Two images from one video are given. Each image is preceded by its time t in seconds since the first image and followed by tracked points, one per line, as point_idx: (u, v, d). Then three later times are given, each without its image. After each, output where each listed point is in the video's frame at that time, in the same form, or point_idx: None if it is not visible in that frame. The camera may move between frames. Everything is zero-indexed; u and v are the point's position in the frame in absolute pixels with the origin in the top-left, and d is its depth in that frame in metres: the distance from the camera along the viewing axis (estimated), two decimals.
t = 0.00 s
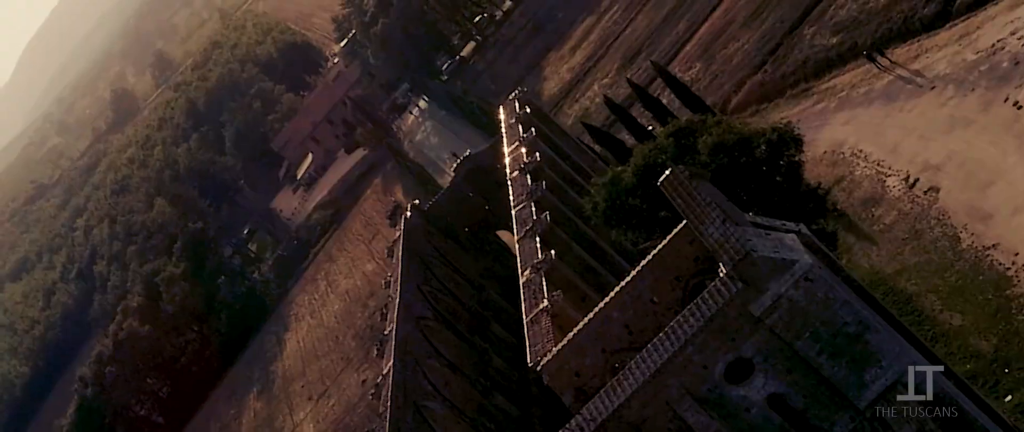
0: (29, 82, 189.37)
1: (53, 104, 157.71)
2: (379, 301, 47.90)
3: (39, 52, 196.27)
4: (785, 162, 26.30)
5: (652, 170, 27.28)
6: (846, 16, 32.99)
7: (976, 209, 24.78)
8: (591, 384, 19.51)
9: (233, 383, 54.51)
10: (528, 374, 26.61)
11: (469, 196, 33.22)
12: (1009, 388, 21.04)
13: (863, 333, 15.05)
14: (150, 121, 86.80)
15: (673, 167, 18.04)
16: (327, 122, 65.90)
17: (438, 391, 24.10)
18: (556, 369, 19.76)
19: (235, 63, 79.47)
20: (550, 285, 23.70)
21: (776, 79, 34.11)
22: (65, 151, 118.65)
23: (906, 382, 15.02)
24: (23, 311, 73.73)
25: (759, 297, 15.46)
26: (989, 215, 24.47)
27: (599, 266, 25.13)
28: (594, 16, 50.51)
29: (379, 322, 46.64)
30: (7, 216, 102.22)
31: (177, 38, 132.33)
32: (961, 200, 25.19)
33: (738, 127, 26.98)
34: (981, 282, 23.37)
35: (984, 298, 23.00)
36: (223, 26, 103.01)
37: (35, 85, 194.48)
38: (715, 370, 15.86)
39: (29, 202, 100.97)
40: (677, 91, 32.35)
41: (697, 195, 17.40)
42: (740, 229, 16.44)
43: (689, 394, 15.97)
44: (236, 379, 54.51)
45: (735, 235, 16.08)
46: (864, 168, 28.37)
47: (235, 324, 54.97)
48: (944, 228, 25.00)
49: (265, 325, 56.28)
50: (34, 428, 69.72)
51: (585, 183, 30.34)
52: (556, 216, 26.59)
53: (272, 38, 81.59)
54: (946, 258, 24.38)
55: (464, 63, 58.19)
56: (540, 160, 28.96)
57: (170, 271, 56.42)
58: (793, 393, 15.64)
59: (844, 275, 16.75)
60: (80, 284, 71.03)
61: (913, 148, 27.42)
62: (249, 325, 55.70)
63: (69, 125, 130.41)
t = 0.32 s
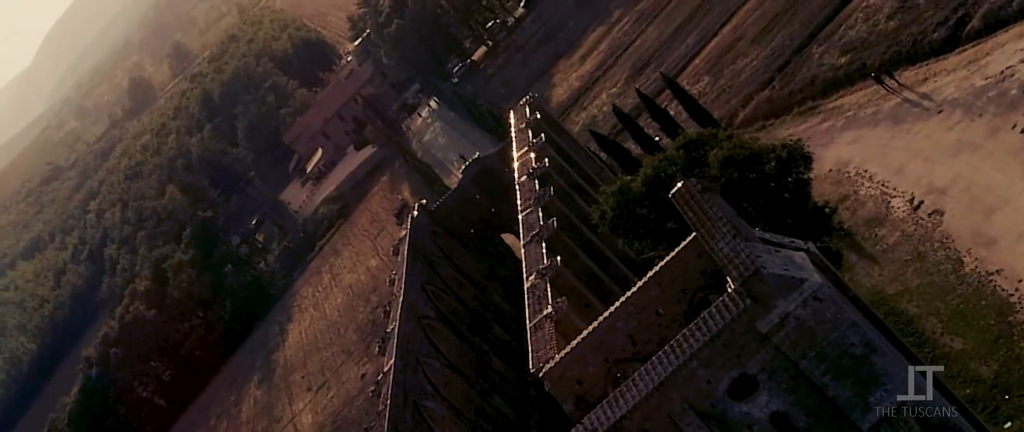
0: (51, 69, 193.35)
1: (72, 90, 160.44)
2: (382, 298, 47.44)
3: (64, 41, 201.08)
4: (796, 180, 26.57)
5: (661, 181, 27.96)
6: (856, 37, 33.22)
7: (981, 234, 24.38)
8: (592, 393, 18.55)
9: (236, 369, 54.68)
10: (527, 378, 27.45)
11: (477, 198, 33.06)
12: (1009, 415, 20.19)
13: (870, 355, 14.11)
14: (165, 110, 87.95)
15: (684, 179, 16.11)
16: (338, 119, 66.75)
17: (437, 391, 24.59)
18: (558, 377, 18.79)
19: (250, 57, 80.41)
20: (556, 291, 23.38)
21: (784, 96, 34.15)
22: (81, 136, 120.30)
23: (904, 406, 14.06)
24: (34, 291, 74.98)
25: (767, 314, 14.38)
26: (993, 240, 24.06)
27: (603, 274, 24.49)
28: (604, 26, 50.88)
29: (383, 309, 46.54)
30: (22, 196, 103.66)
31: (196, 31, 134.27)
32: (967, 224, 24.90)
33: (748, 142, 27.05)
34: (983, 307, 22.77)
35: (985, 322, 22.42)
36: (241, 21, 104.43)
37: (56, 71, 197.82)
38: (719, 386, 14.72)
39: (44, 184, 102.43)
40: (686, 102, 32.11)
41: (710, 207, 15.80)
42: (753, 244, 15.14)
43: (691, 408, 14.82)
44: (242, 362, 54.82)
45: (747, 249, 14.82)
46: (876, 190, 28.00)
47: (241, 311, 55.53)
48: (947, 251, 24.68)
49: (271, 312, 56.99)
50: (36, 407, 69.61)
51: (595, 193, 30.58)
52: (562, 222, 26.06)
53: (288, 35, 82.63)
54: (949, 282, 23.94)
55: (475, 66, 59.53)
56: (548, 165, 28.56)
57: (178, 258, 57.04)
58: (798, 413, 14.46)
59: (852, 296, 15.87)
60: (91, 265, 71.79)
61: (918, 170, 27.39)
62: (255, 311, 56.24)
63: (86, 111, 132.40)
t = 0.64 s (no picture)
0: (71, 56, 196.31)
1: (91, 76, 162.31)
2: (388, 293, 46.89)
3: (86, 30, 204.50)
4: (807, 198, 25.96)
5: (672, 193, 27.61)
6: (865, 58, 33.19)
7: (987, 260, 23.68)
8: (596, 403, 18.64)
9: (239, 355, 54.69)
10: (525, 381, 27.88)
11: (483, 201, 32.85)
12: None
13: (878, 379, 14.23)
14: (181, 100, 88.82)
15: (701, 194, 16.39)
16: (349, 116, 67.72)
17: (437, 392, 24.89)
18: (562, 385, 18.71)
19: (266, 51, 81.18)
20: (562, 300, 22.90)
21: (792, 113, 33.99)
22: (97, 122, 121.47)
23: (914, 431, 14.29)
24: (45, 269, 75.43)
25: (777, 333, 14.33)
26: (999, 266, 23.31)
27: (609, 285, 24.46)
28: (615, 37, 51.34)
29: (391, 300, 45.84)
30: (37, 178, 104.79)
31: (215, 24, 135.63)
32: (973, 249, 24.22)
33: (760, 159, 26.89)
34: (987, 333, 21.92)
35: (989, 349, 21.49)
36: (259, 16, 105.48)
37: (76, 58, 200.43)
38: (725, 402, 14.82)
39: (60, 167, 103.63)
40: (694, 116, 32.19)
41: (724, 223, 15.87)
42: (766, 263, 15.01)
43: (696, 424, 14.96)
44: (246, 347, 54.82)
45: (759, 267, 14.70)
46: (885, 211, 27.41)
47: (246, 300, 56.14)
48: (950, 275, 24.05)
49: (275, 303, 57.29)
50: (40, 385, 69.92)
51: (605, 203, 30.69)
52: (569, 230, 25.89)
53: (305, 32, 83.48)
54: (954, 307, 23.17)
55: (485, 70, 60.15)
56: (557, 173, 28.41)
57: (187, 245, 57.71)
58: None
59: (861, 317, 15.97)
60: (103, 249, 72.53)
61: (925, 192, 26.86)
62: (260, 300, 56.65)
63: (104, 97, 133.85)
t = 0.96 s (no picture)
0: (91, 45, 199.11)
1: (110, 63, 164.61)
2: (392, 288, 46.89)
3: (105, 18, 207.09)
4: (818, 216, 24.89)
5: (682, 205, 26.69)
6: (874, 78, 33.23)
7: (991, 285, 23.22)
8: (598, 414, 17.26)
9: (241, 343, 55.03)
10: (526, 385, 28.01)
11: (489, 204, 33.50)
12: None
13: (889, 403, 13.28)
14: (196, 91, 89.78)
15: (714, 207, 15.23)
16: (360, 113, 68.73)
17: (437, 394, 25.13)
18: (563, 395, 17.39)
19: (281, 47, 82.02)
20: (568, 308, 22.28)
21: (799, 129, 33.98)
22: (113, 108, 122.81)
23: None
24: (56, 250, 76.62)
25: (787, 354, 13.22)
26: (1005, 293, 22.78)
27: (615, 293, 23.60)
28: (625, 47, 51.71)
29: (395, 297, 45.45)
30: (53, 162, 106.27)
31: (233, 17, 137.22)
32: (979, 274, 23.75)
33: (773, 174, 25.63)
34: (991, 359, 21.26)
35: (992, 374, 20.86)
36: (276, 12, 106.74)
37: (97, 47, 203.28)
38: (732, 421, 13.68)
39: (75, 151, 104.95)
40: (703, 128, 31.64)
41: (740, 239, 14.64)
42: (781, 282, 13.82)
43: None
44: (248, 336, 55.21)
45: (773, 284, 13.54)
46: (892, 232, 27.02)
47: (251, 288, 56.80)
48: (956, 299, 23.49)
49: (280, 293, 57.56)
50: (50, 359, 71.20)
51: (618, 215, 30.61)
52: (577, 237, 25.09)
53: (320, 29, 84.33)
54: (957, 330, 22.60)
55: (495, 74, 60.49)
56: (566, 178, 27.63)
57: (195, 233, 58.44)
58: None
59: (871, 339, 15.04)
60: (113, 231, 72.98)
61: (931, 215, 26.55)
62: (264, 289, 57.26)
63: (122, 84, 135.51)
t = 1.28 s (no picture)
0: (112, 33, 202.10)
1: (129, 53, 167.06)
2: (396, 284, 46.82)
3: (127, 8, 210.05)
4: (829, 236, 24.19)
5: (692, 218, 25.73)
6: (881, 99, 33.24)
7: (996, 312, 22.95)
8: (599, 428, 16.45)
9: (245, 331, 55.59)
10: (524, 389, 28.64)
11: (496, 207, 33.06)
12: None
13: None
14: (210, 83, 90.77)
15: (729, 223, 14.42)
16: (370, 112, 69.41)
17: (438, 396, 25.22)
18: (567, 407, 16.68)
19: (296, 43, 82.98)
20: (572, 317, 22.23)
21: (806, 147, 34.04)
22: (130, 96, 124.30)
23: None
24: (70, 232, 77.89)
25: (799, 377, 12.45)
26: (1009, 320, 22.52)
27: (620, 304, 23.93)
28: (633, 58, 52.10)
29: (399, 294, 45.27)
30: (70, 147, 107.85)
31: (251, 12, 138.79)
32: (982, 300, 23.55)
33: (785, 192, 25.04)
34: (994, 386, 20.96)
35: (995, 401, 20.57)
36: (293, 9, 108.04)
37: (117, 36, 206.41)
38: None
39: (92, 137, 106.59)
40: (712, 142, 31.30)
41: (755, 259, 13.79)
42: (796, 304, 12.96)
43: None
44: (252, 325, 55.51)
45: (786, 306, 12.72)
46: (899, 256, 26.81)
47: (257, 278, 57.17)
48: (960, 324, 23.25)
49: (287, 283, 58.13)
50: (58, 336, 72.09)
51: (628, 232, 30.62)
52: (584, 246, 25.08)
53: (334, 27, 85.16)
54: (959, 355, 22.38)
55: (505, 78, 61.71)
56: (576, 187, 27.63)
57: (204, 221, 58.13)
58: None
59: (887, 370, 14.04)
60: (125, 215, 74.07)
61: (936, 238, 26.47)
62: (271, 280, 57.73)
63: (139, 73, 137.27)
